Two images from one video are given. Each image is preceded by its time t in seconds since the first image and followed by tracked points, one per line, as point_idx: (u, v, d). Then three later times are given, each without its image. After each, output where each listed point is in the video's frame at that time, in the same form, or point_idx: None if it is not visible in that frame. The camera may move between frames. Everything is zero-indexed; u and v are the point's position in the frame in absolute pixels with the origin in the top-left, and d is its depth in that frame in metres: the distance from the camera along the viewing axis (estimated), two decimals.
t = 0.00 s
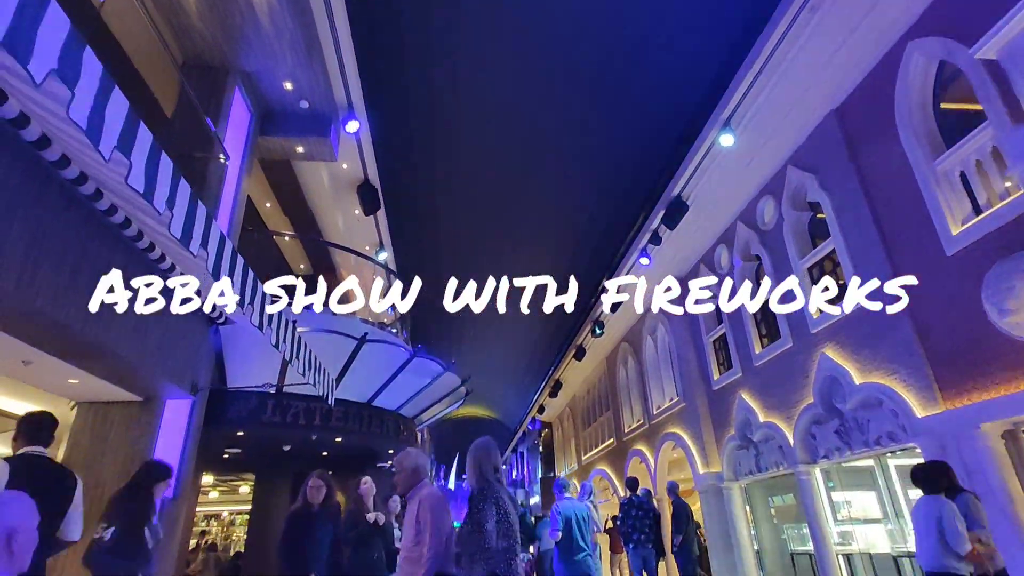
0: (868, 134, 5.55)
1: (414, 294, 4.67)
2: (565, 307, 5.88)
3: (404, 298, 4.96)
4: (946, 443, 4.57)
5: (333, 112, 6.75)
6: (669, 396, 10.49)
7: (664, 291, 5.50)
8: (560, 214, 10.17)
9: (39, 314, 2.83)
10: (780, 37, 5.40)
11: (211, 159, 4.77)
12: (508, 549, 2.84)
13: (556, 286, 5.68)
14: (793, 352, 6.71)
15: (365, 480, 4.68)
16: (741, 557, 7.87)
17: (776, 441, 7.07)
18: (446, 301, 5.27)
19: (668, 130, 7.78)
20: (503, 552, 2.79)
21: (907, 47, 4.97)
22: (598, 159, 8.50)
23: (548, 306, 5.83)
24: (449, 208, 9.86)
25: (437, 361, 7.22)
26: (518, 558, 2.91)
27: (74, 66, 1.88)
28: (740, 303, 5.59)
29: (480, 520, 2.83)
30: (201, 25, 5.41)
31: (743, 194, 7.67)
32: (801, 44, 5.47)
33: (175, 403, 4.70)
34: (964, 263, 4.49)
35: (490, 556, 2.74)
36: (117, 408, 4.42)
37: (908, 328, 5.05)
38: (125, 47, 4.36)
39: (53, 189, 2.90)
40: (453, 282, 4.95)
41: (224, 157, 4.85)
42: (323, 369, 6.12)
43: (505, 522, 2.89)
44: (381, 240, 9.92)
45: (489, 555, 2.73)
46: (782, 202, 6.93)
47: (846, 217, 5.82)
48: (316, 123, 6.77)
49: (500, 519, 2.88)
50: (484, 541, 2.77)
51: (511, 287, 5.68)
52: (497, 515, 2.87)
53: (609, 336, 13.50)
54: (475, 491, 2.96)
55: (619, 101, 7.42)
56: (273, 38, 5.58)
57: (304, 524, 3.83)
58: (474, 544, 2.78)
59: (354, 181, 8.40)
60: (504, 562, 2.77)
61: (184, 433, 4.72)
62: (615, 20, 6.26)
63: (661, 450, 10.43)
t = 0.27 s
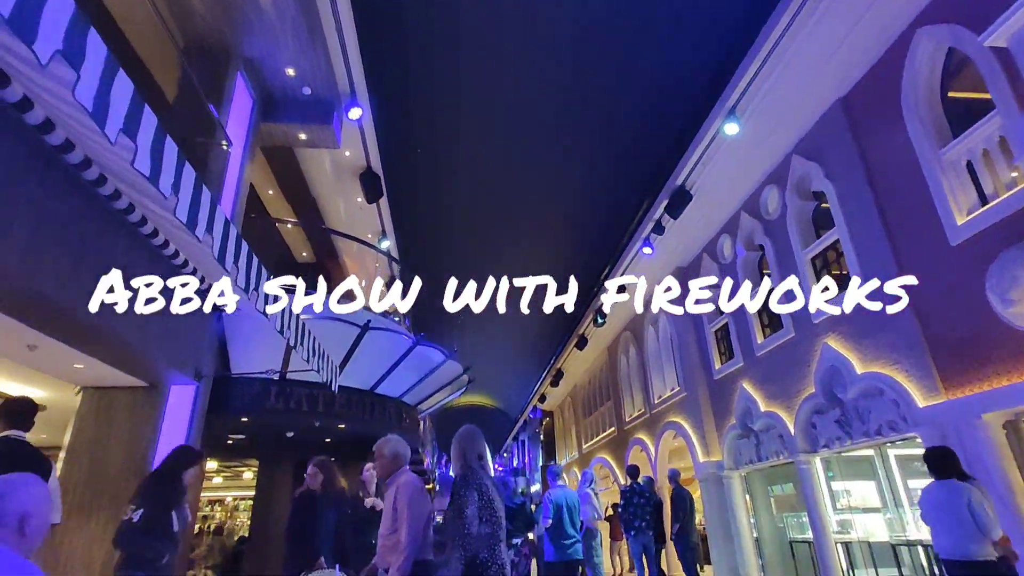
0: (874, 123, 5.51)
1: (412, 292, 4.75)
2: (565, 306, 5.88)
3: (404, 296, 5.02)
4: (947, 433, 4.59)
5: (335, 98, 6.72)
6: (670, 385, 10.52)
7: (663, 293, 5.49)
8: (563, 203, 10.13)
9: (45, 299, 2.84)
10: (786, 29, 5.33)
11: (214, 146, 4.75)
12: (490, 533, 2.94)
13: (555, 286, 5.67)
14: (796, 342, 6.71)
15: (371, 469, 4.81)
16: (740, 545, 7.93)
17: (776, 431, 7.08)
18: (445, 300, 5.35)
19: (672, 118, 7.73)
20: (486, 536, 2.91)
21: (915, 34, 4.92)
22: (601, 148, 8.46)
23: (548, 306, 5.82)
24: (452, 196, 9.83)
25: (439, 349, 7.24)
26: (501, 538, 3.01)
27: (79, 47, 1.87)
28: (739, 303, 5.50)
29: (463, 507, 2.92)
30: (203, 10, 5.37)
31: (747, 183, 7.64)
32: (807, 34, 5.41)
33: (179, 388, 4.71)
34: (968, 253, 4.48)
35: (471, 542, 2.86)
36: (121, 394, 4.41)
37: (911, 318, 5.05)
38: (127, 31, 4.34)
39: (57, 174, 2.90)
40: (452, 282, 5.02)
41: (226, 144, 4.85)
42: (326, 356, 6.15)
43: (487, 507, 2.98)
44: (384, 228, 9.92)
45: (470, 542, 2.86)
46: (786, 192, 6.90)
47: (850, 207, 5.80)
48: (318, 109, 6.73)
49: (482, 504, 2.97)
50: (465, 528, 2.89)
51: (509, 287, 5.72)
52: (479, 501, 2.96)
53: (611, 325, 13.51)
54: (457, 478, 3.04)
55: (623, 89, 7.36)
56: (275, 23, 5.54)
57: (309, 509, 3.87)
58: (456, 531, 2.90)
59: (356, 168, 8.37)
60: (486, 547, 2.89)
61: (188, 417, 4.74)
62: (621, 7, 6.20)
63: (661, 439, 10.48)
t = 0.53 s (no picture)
0: (882, 109, 5.45)
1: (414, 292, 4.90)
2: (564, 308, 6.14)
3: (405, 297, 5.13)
4: (948, 421, 4.60)
5: (338, 82, 6.65)
6: (672, 372, 10.54)
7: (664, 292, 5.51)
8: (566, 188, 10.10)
9: (51, 281, 2.86)
10: (794, 9, 5.29)
11: (216, 129, 4.73)
12: (476, 517, 2.62)
13: (555, 288, 5.88)
14: (798, 330, 6.71)
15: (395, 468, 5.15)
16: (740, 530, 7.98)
17: (777, 418, 7.10)
18: (446, 301, 5.53)
19: (678, 103, 7.66)
20: (471, 523, 2.59)
21: (926, 18, 4.84)
22: (605, 133, 8.40)
23: (548, 306, 6.01)
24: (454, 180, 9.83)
25: (442, 334, 7.27)
26: (489, 522, 2.68)
27: (82, 27, 1.85)
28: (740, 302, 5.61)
29: (445, 490, 2.62)
30: None
31: (752, 169, 7.57)
32: (815, 15, 5.36)
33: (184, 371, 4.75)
34: (974, 241, 4.46)
35: (454, 528, 2.56)
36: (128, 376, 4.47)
37: (914, 306, 5.04)
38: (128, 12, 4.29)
39: (62, 157, 2.90)
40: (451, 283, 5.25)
41: (229, 127, 4.82)
42: (330, 340, 6.17)
43: (472, 490, 2.65)
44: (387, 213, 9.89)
45: (453, 527, 2.55)
46: (791, 179, 6.85)
47: (856, 194, 5.76)
48: (321, 93, 6.67)
49: (465, 487, 2.63)
50: (448, 512, 2.58)
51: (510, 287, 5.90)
52: (462, 484, 2.63)
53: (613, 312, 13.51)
54: (439, 460, 2.72)
55: (628, 73, 7.29)
56: (277, 5, 5.47)
57: (313, 490, 3.92)
58: (440, 515, 2.61)
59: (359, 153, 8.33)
60: (470, 531, 2.58)
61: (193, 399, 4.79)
62: None
63: (662, 425, 10.54)
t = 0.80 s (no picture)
0: (890, 94, 5.38)
1: (414, 292, 4.97)
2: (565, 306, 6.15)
3: (404, 296, 5.16)
4: (948, 407, 4.63)
5: (340, 64, 6.58)
6: (674, 358, 10.57)
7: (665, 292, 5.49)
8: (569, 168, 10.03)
9: (55, 263, 2.87)
10: None
11: (218, 112, 4.70)
12: (456, 501, 2.62)
13: (554, 288, 6.00)
14: (800, 316, 6.71)
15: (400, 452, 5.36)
16: (739, 515, 8.04)
17: (778, 403, 7.12)
18: (446, 301, 5.72)
19: (683, 87, 7.57)
20: (451, 506, 2.59)
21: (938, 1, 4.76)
22: (610, 117, 8.32)
23: (548, 306, 6.11)
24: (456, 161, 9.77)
25: (444, 318, 7.30)
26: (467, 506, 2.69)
27: (84, 5, 1.84)
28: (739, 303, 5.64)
29: (427, 473, 2.59)
30: None
31: (757, 154, 7.51)
32: None
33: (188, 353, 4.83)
34: (980, 228, 4.43)
35: (435, 511, 2.55)
36: (131, 358, 4.50)
37: (917, 293, 5.03)
38: None
39: (64, 139, 2.89)
40: (451, 284, 5.45)
41: (230, 110, 4.78)
42: (333, 324, 6.19)
43: (453, 474, 2.64)
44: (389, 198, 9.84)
45: (435, 508, 2.54)
46: (796, 164, 6.79)
47: (861, 180, 5.72)
48: (323, 75, 6.61)
49: (447, 470, 2.62)
50: (430, 495, 2.56)
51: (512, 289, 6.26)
52: (444, 468, 2.62)
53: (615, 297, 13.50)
54: (421, 442, 2.69)
55: (633, 53, 7.18)
56: None
57: (318, 471, 3.97)
58: (421, 497, 2.58)
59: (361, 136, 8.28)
60: (450, 513, 2.57)
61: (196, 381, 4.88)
62: None
63: (663, 410, 10.59)
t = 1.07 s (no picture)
0: (898, 79, 5.32)
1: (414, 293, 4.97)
2: (565, 306, 6.23)
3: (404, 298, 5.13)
4: (950, 394, 4.64)
5: (342, 48, 6.52)
6: (675, 344, 10.59)
7: (664, 294, 5.48)
8: (573, 138, 10.04)
9: (59, 247, 2.87)
10: None
11: (220, 96, 4.67)
12: (442, 485, 2.46)
13: (554, 288, 6.13)
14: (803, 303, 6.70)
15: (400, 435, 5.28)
16: (738, 500, 8.13)
17: (779, 390, 7.15)
18: (446, 301, 5.85)
19: (689, 71, 7.48)
20: (439, 491, 2.42)
21: None
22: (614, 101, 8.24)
23: (548, 305, 6.19)
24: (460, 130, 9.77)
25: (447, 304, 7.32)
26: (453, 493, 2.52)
27: None
28: (740, 301, 5.76)
29: (416, 454, 2.42)
30: None
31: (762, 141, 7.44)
32: None
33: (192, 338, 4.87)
34: (987, 216, 4.40)
35: (422, 494, 2.37)
36: (136, 342, 4.53)
37: (921, 281, 5.01)
38: None
39: (66, 123, 2.88)
40: (452, 283, 5.55)
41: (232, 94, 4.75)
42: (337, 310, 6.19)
43: (442, 458, 2.47)
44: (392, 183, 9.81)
45: (422, 491, 2.37)
46: (802, 150, 6.73)
47: (868, 166, 5.67)
48: (325, 59, 6.55)
49: (437, 454, 2.45)
50: (418, 477, 2.39)
51: (512, 288, 6.50)
52: (434, 451, 2.43)
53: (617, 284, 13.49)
54: (411, 424, 2.51)
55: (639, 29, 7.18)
56: None
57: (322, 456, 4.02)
58: (408, 479, 2.41)
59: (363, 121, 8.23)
60: (437, 497, 2.41)
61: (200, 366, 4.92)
62: None
63: (665, 396, 10.64)
